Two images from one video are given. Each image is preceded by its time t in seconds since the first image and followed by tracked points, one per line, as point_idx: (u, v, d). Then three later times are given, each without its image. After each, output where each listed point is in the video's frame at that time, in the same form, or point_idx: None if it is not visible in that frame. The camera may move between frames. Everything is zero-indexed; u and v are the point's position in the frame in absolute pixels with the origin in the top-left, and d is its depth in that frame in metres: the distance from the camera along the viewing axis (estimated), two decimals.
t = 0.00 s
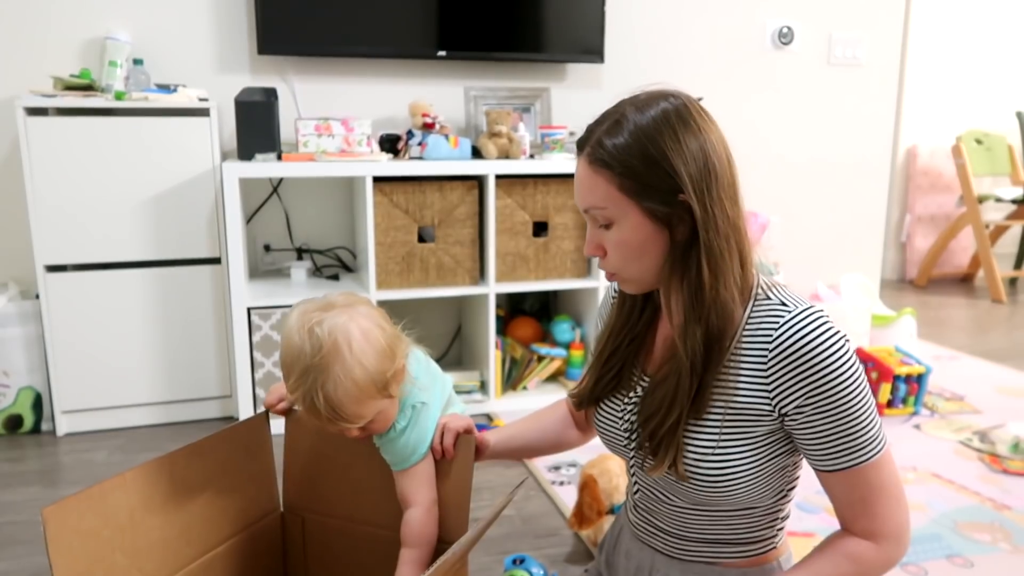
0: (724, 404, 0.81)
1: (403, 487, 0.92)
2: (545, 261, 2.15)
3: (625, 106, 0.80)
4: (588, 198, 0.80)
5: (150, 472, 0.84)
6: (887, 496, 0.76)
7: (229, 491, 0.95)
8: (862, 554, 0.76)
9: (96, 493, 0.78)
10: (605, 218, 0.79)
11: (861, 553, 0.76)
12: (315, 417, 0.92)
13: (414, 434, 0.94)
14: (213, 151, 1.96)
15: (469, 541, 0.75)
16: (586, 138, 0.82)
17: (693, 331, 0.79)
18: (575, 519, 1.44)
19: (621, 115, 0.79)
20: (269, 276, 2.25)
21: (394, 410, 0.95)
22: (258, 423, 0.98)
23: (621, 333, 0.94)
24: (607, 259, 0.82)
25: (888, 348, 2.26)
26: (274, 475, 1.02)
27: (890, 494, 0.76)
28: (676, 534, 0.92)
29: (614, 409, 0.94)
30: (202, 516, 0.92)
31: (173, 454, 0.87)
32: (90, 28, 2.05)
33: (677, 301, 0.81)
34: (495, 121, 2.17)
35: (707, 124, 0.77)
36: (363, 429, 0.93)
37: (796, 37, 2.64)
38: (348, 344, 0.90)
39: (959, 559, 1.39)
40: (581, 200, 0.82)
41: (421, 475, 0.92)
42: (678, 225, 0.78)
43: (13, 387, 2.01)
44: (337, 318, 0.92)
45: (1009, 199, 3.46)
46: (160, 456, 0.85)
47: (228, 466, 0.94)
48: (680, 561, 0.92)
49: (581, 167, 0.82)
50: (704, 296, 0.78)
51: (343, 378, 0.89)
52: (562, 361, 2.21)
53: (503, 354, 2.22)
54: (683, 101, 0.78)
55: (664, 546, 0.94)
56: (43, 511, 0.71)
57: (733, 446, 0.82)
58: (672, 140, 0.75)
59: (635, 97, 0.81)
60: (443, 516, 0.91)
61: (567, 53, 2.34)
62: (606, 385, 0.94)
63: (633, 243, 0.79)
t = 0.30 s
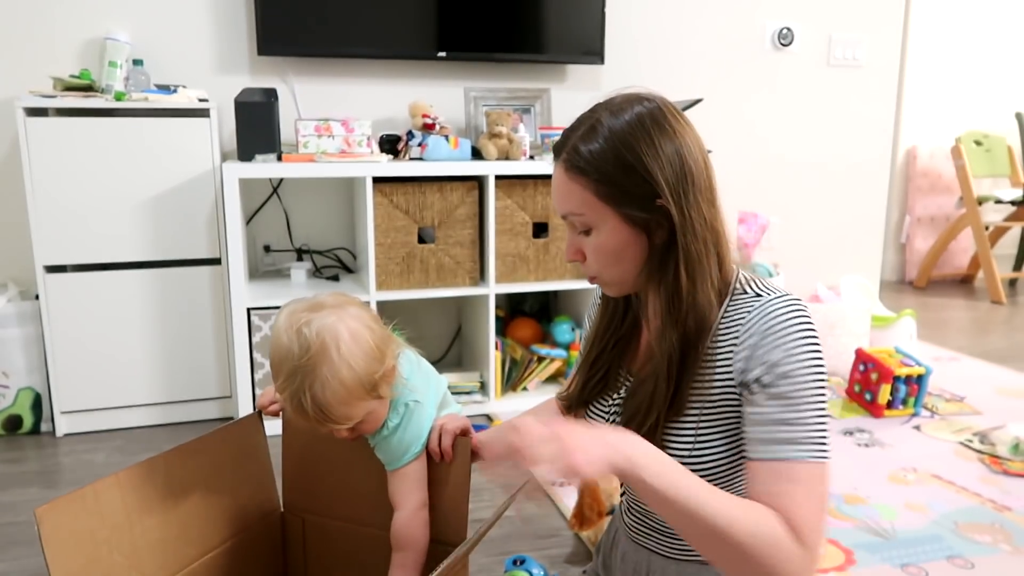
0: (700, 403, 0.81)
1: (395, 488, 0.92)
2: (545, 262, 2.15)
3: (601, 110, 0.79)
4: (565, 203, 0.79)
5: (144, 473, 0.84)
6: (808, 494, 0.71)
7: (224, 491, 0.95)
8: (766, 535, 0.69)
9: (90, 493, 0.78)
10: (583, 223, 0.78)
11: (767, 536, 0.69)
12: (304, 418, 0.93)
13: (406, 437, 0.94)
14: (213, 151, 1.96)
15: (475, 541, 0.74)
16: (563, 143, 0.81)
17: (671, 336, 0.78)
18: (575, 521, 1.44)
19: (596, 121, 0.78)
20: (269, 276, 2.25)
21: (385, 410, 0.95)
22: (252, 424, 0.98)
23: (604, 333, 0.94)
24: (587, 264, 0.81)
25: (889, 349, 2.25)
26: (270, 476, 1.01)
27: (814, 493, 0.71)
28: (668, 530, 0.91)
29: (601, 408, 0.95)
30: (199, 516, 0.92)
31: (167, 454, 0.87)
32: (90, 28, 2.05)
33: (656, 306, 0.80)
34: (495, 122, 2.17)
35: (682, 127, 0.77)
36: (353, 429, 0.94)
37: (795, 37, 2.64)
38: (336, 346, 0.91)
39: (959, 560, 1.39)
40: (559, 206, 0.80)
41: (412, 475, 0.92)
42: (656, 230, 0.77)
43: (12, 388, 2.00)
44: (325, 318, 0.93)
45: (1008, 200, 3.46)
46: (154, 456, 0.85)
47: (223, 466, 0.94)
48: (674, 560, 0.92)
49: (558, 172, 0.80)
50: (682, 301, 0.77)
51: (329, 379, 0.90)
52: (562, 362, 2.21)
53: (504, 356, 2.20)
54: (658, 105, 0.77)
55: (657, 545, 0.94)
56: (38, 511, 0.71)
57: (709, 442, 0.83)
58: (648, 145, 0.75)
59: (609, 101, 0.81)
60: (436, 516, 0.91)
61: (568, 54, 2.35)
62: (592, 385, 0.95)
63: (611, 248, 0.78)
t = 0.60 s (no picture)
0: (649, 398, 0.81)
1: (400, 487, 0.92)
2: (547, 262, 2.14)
3: (575, 99, 0.77)
4: (532, 192, 0.76)
5: (159, 472, 0.84)
6: (518, 393, 0.66)
7: (232, 489, 0.95)
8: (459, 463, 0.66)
9: (105, 491, 0.77)
10: (549, 213, 0.76)
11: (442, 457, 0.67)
12: (304, 411, 0.92)
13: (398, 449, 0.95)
14: (216, 151, 1.96)
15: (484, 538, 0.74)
16: (533, 130, 0.78)
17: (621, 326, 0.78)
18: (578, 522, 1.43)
19: (569, 110, 0.76)
20: (272, 276, 2.25)
21: (387, 409, 0.95)
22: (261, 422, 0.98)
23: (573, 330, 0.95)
24: (551, 253, 0.79)
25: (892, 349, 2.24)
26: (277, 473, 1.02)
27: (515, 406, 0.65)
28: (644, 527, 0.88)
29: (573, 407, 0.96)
30: (209, 516, 0.92)
31: (180, 453, 0.87)
32: (92, 28, 2.05)
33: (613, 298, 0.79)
34: (497, 122, 2.16)
35: (652, 122, 0.75)
36: (351, 426, 0.94)
37: (798, 37, 2.64)
38: (340, 340, 0.90)
39: (962, 560, 1.39)
40: (526, 193, 0.78)
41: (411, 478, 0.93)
42: (621, 224, 0.76)
43: (15, 387, 2.00)
44: (332, 313, 0.92)
45: (1010, 200, 3.46)
46: (168, 454, 0.85)
47: (233, 464, 0.94)
48: (664, 561, 0.88)
49: (525, 160, 0.78)
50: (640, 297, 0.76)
51: (330, 373, 0.89)
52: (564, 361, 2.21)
53: (505, 355, 2.21)
54: (630, 99, 0.75)
55: (646, 545, 0.90)
56: (54, 509, 0.71)
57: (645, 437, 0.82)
58: (618, 139, 0.73)
59: (581, 92, 0.78)
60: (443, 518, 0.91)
61: (570, 54, 2.35)
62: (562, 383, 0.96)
63: (577, 241, 0.76)
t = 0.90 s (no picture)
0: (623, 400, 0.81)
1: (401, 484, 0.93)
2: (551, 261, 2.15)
3: (525, 111, 0.77)
4: (488, 203, 0.77)
5: (163, 470, 0.84)
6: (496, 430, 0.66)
7: (237, 486, 0.95)
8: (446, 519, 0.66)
9: (111, 489, 0.78)
10: (505, 223, 0.76)
11: (430, 515, 0.67)
12: (312, 393, 0.92)
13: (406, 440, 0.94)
14: (220, 150, 1.96)
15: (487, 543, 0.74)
16: (486, 142, 0.79)
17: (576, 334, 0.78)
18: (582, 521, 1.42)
19: (521, 122, 0.76)
20: (276, 275, 2.25)
21: (393, 398, 0.95)
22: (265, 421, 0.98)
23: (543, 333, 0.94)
24: (510, 262, 0.79)
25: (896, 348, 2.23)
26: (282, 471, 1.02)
27: (490, 456, 0.65)
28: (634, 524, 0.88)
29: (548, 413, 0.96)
30: (213, 513, 0.92)
31: (185, 450, 0.87)
32: (97, 27, 2.05)
33: (570, 307, 0.80)
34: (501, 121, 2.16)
35: (603, 131, 0.75)
36: (354, 413, 0.93)
37: (801, 36, 2.63)
38: (350, 323, 0.90)
39: (967, 560, 1.38)
40: (482, 205, 0.78)
41: (417, 474, 0.93)
42: (575, 232, 0.76)
43: (20, 386, 2.01)
44: (345, 299, 0.92)
45: (1015, 198, 3.46)
46: (173, 452, 0.85)
47: (236, 462, 0.94)
48: (656, 558, 0.88)
49: (480, 171, 0.78)
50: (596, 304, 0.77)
51: (337, 356, 0.89)
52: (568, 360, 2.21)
53: (509, 353, 2.22)
54: (580, 108, 0.76)
55: (639, 544, 0.90)
56: (61, 506, 0.71)
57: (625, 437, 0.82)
58: (569, 148, 0.73)
59: (533, 102, 0.78)
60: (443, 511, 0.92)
61: (574, 53, 2.34)
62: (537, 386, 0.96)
63: (533, 249, 0.76)
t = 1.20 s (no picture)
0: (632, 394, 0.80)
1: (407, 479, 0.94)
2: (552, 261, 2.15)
3: (531, 109, 0.77)
4: (498, 203, 0.76)
5: (167, 471, 0.84)
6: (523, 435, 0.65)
7: (239, 487, 0.95)
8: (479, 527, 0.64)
9: (116, 490, 0.78)
10: (517, 222, 0.76)
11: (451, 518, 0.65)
12: (326, 359, 0.97)
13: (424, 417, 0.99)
14: (222, 150, 1.97)
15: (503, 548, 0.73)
16: (493, 141, 0.78)
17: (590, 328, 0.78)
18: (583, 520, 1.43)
19: (529, 119, 0.76)
20: (278, 275, 2.26)
21: (402, 368, 1.01)
22: (268, 421, 0.98)
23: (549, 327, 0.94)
24: (522, 261, 0.78)
25: (898, 348, 2.23)
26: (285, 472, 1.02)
27: (526, 459, 0.64)
28: (637, 521, 0.88)
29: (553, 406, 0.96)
30: (215, 513, 0.92)
31: (189, 451, 0.87)
32: (99, 28, 2.06)
33: (583, 302, 0.79)
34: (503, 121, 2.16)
35: (610, 127, 0.75)
36: (366, 380, 0.98)
37: (803, 36, 2.63)
38: (367, 289, 0.96)
39: (970, 560, 1.38)
40: (492, 204, 0.77)
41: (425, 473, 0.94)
42: (587, 227, 0.76)
43: (23, 386, 2.01)
44: (361, 267, 0.97)
45: (1017, 198, 3.45)
46: (177, 454, 0.85)
47: (240, 463, 0.94)
48: (657, 556, 0.88)
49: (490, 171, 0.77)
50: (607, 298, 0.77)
51: (353, 321, 0.94)
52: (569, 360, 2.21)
53: (511, 354, 2.21)
54: (586, 105, 0.76)
55: (640, 541, 0.90)
56: (65, 507, 0.71)
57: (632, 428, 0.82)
58: (578, 144, 0.73)
59: (539, 101, 0.78)
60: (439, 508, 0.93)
61: (575, 53, 2.34)
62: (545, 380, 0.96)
63: (547, 246, 0.76)
